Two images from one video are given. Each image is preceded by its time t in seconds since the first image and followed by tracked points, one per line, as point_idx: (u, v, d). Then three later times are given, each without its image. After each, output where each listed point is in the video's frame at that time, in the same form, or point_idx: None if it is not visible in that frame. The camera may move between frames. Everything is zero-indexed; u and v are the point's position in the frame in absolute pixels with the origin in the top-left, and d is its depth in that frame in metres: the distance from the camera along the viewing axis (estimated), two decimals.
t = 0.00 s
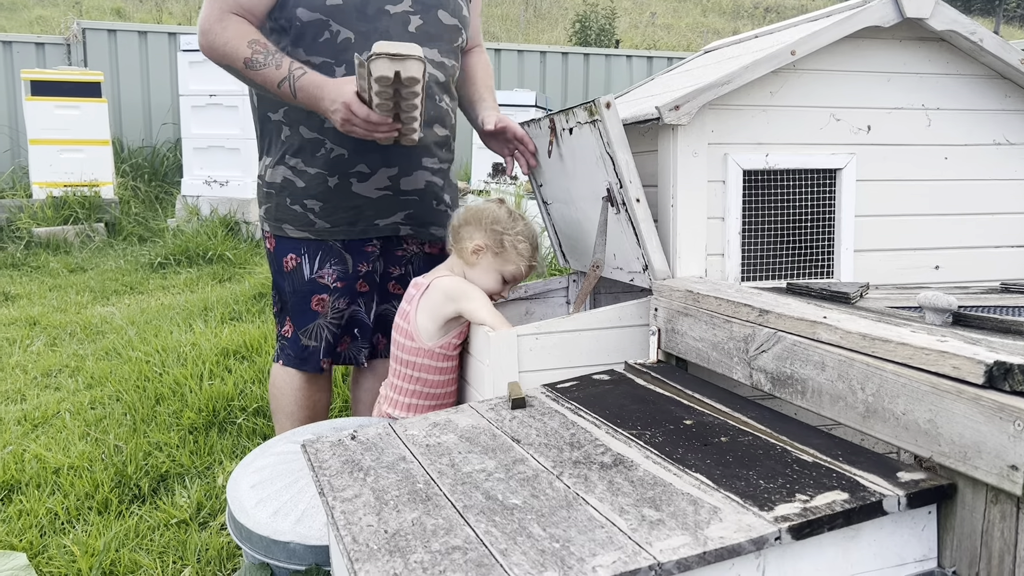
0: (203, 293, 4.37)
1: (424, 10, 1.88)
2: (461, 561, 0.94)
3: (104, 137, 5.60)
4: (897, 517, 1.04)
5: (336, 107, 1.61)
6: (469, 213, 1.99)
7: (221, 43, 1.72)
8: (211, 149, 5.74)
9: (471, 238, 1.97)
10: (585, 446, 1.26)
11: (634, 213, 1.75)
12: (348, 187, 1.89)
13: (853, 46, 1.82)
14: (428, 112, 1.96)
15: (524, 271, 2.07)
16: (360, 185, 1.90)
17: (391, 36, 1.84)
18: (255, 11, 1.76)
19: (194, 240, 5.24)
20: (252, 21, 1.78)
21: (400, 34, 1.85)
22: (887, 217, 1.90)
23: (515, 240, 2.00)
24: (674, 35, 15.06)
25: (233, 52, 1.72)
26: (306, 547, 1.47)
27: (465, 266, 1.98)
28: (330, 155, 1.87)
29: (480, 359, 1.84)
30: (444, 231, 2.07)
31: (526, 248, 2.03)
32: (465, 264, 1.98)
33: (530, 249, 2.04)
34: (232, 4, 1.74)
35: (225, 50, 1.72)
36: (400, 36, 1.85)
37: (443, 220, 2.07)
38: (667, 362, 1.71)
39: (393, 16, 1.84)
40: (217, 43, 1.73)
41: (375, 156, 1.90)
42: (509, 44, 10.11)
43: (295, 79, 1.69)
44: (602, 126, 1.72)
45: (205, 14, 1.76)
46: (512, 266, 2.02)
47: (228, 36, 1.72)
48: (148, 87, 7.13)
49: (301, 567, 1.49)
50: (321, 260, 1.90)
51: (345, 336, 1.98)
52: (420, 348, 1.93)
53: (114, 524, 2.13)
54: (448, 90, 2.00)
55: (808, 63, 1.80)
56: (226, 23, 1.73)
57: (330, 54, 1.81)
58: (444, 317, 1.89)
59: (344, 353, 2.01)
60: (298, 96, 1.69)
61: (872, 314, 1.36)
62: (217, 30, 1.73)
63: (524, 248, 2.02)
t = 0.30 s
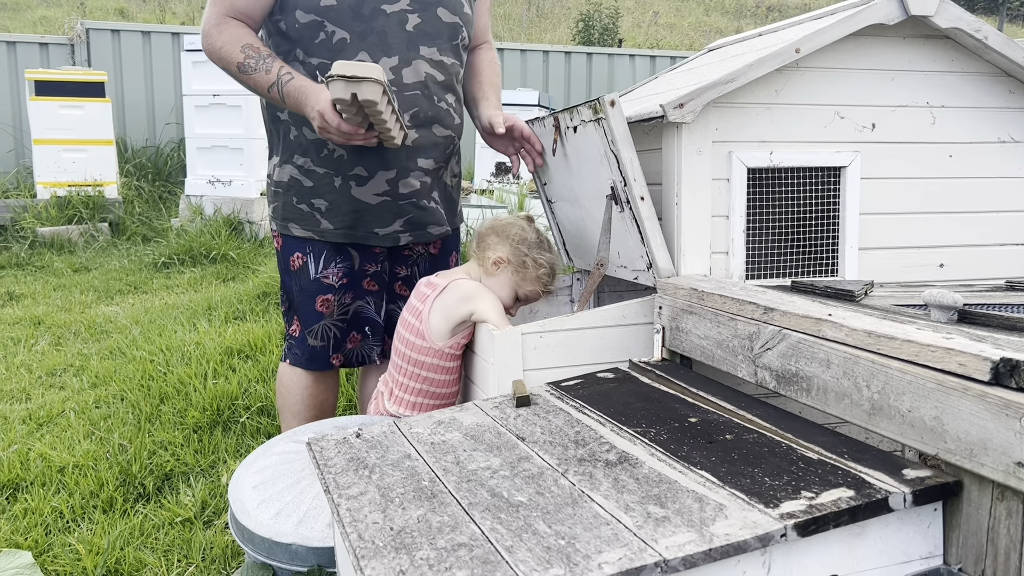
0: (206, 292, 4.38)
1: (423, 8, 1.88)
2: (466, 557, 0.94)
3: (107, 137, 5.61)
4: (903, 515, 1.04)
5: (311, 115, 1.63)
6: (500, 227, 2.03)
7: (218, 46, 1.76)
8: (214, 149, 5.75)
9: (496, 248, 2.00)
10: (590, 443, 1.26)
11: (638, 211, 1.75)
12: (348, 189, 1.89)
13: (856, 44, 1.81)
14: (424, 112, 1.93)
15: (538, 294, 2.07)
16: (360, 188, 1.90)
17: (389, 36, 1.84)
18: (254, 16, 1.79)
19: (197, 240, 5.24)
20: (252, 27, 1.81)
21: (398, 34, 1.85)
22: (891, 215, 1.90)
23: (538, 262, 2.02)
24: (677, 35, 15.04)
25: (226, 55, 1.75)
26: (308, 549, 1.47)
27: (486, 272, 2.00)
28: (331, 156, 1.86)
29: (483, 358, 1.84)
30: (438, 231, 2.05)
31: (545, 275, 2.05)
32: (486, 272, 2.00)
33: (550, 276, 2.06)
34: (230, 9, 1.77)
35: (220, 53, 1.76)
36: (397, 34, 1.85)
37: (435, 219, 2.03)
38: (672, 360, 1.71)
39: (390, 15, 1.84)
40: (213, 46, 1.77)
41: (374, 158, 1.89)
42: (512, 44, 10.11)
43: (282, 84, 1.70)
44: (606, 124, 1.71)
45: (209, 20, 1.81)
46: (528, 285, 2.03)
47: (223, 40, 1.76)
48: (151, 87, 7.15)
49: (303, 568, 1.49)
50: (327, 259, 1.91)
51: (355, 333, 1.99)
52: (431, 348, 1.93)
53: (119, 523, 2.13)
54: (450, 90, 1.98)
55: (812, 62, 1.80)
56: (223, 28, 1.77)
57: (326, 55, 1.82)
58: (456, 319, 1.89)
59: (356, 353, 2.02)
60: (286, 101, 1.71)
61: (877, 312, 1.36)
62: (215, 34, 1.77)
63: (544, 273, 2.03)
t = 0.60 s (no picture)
0: (208, 293, 4.38)
1: (423, 12, 1.89)
2: (465, 560, 0.94)
3: (109, 138, 5.62)
4: (900, 518, 1.05)
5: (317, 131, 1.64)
6: (504, 231, 2.04)
7: (222, 64, 1.77)
8: (216, 150, 5.76)
9: (498, 251, 2.01)
10: (589, 446, 1.26)
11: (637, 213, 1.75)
12: (359, 196, 1.90)
13: (856, 46, 1.82)
14: (430, 116, 1.93)
15: (538, 299, 2.08)
16: (371, 195, 1.90)
17: (392, 41, 1.85)
18: (256, 32, 1.79)
19: (199, 241, 5.25)
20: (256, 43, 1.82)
21: (400, 39, 1.86)
22: (891, 216, 1.90)
23: (540, 267, 2.03)
24: (678, 35, 15.04)
25: (231, 73, 1.76)
26: (309, 550, 1.47)
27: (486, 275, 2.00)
28: (340, 164, 1.87)
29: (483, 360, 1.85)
30: (445, 236, 2.05)
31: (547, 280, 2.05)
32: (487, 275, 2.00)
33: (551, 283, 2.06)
34: (231, 25, 1.77)
35: (225, 71, 1.76)
36: (399, 40, 1.86)
37: (443, 225, 2.05)
38: (671, 362, 1.72)
39: (391, 21, 1.84)
40: (217, 63, 1.78)
41: (382, 165, 1.90)
42: (513, 45, 10.11)
43: (289, 99, 1.71)
44: (606, 126, 1.72)
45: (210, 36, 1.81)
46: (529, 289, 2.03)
47: (227, 58, 1.76)
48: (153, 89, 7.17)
49: (304, 569, 1.50)
50: (335, 263, 1.91)
51: (366, 345, 1.97)
52: (430, 350, 1.93)
53: (121, 524, 2.14)
54: (455, 92, 1.98)
55: (811, 64, 1.80)
56: (226, 44, 1.77)
57: (331, 65, 1.82)
58: (457, 320, 1.89)
59: (367, 364, 1.99)
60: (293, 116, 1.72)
61: (876, 314, 1.36)
62: (218, 51, 1.77)
63: (545, 279, 2.04)
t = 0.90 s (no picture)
0: (209, 294, 4.39)
1: (425, 16, 1.89)
2: (462, 561, 0.94)
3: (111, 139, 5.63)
4: (898, 519, 1.05)
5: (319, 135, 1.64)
6: (513, 236, 2.04)
7: (223, 66, 1.78)
8: (218, 151, 5.77)
9: (503, 256, 2.01)
10: (587, 447, 1.26)
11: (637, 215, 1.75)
12: (364, 197, 1.90)
13: (855, 46, 1.82)
14: (434, 120, 1.93)
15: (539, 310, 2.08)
16: (376, 197, 1.91)
17: (393, 46, 1.85)
18: (257, 34, 1.80)
19: (201, 242, 5.26)
20: (257, 45, 1.82)
21: (402, 44, 1.86)
22: (890, 217, 1.90)
23: (544, 276, 2.03)
24: (680, 36, 15.03)
25: (231, 75, 1.77)
26: (305, 554, 1.47)
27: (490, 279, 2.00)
28: (344, 167, 1.87)
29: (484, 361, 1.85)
30: (452, 239, 2.08)
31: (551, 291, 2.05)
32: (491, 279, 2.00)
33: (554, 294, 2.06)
34: (232, 29, 1.78)
35: (226, 73, 1.77)
36: (402, 44, 1.86)
37: (450, 228, 2.07)
38: (671, 363, 1.72)
39: (393, 25, 1.85)
40: (218, 65, 1.78)
41: (387, 168, 1.90)
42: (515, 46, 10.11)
43: (288, 102, 1.72)
44: (604, 128, 1.72)
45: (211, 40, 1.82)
46: (532, 298, 2.03)
47: (228, 59, 1.77)
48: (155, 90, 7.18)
49: (301, 573, 1.49)
50: (337, 264, 1.91)
51: (367, 346, 1.97)
52: (429, 346, 1.93)
53: (122, 525, 2.14)
54: (456, 94, 1.98)
55: (811, 64, 1.80)
56: (226, 47, 1.78)
57: (334, 70, 1.82)
58: (460, 319, 1.90)
59: (368, 365, 2.00)
60: (293, 119, 1.72)
61: (874, 315, 1.36)
62: (219, 54, 1.78)
63: (550, 289, 2.03)
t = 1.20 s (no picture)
0: (211, 295, 4.40)
1: (429, 20, 1.89)
2: (461, 561, 0.94)
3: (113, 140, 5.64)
4: (898, 519, 1.05)
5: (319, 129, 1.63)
6: (511, 238, 2.05)
7: (222, 60, 1.77)
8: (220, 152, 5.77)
9: (502, 259, 2.03)
10: (587, 447, 1.26)
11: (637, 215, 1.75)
12: (360, 199, 1.90)
13: (856, 46, 1.82)
14: (434, 123, 1.94)
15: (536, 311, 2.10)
16: (372, 199, 1.91)
17: (396, 48, 1.85)
18: (258, 31, 1.80)
19: (203, 242, 5.26)
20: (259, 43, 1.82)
21: (405, 46, 1.86)
22: (891, 217, 1.90)
23: (543, 277, 2.04)
24: (681, 36, 15.03)
25: (231, 69, 1.76)
26: (303, 558, 1.48)
27: (489, 281, 2.01)
28: (341, 168, 1.87)
29: (483, 361, 1.85)
30: (447, 242, 2.08)
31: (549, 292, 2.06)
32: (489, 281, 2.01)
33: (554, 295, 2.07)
34: (234, 24, 1.78)
35: (225, 67, 1.76)
36: (404, 47, 1.86)
37: (447, 231, 2.07)
38: (671, 363, 1.72)
39: (397, 27, 1.84)
40: (219, 59, 1.78)
41: (384, 170, 1.90)
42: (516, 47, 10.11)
43: (287, 97, 1.71)
44: (603, 128, 1.72)
45: (213, 35, 1.82)
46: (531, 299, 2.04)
47: (228, 53, 1.76)
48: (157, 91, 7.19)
49: None
50: (334, 265, 1.91)
51: (362, 350, 1.97)
52: (429, 348, 1.94)
53: (123, 525, 2.15)
54: (456, 98, 1.98)
55: (812, 65, 1.80)
56: (227, 42, 1.77)
57: (336, 70, 1.83)
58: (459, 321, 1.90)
59: (362, 367, 2.00)
60: (291, 114, 1.71)
61: (875, 315, 1.36)
62: (219, 49, 1.78)
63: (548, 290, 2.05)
